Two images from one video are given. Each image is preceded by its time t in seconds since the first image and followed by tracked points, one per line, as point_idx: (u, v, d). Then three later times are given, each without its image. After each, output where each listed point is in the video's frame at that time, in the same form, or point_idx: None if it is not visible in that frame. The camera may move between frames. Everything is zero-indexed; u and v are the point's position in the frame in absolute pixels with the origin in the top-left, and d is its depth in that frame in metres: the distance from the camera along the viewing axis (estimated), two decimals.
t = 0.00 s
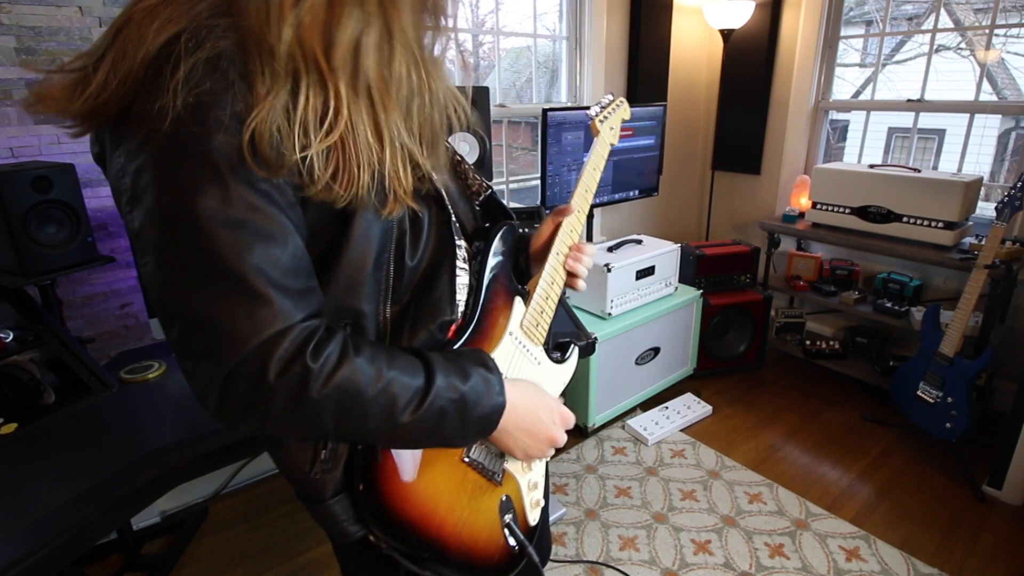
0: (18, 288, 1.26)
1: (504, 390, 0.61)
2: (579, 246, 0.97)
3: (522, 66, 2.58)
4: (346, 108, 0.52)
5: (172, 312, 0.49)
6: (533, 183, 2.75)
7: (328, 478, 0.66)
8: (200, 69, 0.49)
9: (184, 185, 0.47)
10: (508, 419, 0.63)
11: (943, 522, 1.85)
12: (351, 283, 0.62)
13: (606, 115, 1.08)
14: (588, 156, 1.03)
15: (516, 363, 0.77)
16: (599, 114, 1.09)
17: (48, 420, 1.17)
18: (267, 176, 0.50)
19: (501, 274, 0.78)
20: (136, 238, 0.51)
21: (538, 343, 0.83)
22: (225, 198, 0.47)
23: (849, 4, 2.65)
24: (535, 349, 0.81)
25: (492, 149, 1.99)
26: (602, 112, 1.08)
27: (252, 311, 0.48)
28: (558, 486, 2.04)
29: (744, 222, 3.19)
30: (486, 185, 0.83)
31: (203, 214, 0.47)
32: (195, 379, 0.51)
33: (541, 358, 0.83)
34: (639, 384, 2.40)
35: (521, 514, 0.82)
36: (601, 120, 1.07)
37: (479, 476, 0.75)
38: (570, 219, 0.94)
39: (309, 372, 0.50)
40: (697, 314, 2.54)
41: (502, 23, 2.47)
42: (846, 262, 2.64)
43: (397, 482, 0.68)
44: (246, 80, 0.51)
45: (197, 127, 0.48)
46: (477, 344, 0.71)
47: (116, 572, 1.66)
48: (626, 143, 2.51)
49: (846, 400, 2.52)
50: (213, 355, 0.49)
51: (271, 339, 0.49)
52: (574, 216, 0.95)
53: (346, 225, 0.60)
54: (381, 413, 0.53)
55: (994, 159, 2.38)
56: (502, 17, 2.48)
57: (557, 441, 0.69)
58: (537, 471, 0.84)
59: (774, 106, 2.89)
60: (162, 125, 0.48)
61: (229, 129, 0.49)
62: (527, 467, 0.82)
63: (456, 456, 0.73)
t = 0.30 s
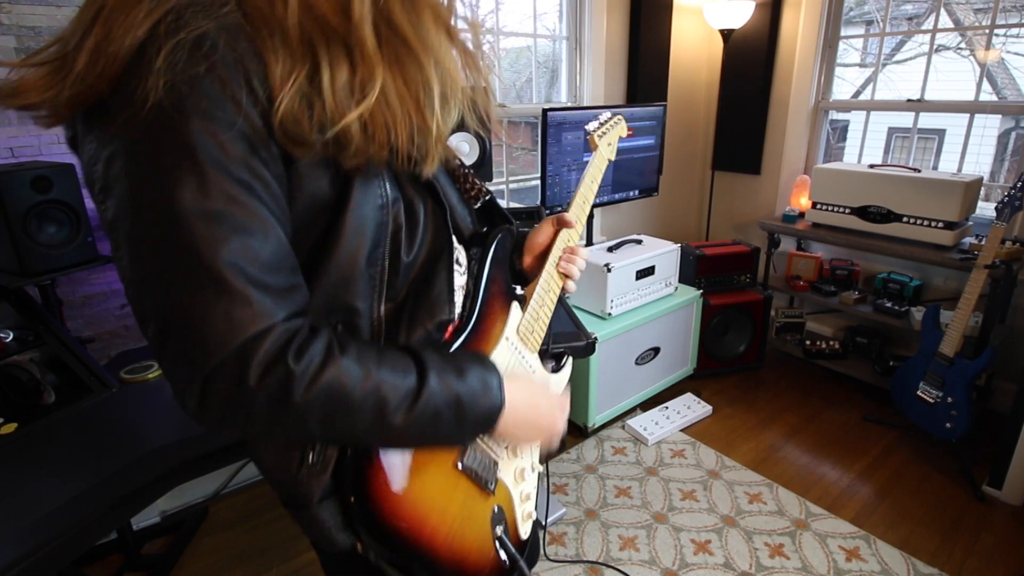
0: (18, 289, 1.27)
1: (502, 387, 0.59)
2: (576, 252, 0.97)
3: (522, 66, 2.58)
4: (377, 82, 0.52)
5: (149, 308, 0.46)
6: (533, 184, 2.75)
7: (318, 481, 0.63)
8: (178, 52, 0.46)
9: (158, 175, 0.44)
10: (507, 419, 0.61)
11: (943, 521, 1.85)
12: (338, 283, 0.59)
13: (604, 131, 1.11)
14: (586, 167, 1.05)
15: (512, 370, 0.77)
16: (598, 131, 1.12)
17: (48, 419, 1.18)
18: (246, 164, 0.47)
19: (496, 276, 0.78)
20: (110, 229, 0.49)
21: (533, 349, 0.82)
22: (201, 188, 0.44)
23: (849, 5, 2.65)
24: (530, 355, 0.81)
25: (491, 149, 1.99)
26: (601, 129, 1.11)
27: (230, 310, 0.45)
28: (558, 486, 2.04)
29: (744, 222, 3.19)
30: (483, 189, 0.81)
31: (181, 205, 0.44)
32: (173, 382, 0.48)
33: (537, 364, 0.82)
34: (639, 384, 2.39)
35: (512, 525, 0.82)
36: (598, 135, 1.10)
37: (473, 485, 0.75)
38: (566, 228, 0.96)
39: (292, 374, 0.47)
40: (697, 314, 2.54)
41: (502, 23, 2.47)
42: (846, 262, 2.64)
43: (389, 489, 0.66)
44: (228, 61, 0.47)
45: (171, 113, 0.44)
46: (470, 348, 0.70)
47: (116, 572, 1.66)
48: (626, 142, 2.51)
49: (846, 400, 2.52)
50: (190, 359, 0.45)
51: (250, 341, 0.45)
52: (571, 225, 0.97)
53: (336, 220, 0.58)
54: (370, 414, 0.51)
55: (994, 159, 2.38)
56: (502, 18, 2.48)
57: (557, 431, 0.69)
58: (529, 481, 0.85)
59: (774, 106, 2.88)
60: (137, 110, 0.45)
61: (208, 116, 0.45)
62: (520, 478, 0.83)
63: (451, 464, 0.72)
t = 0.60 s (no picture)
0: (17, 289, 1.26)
1: (492, 397, 0.52)
2: (552, 260, 0.91)
3: (522, 66, 2.58)
4: (350, 90, 0.49)
5: (55, 332, 0.39)
6: (533, 184, 2.75)
7: (278, 551, 0.54)
8: (100, 23, 0.39)
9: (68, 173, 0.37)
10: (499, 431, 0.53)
11: (943, 521, 1.85)
12: (297, 303, 0.52)
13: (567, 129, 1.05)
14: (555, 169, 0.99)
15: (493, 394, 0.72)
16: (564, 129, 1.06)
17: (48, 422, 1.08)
18: (181, 158, 0.40)
19: (471, 293, 0.74)
20: None
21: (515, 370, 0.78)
22: (121, 186, 0.37)
23: (849, 4, 2.64)
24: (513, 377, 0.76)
25: (492, 149, 1.99)
26: (568, 127, 1.05)
27: (150, 336, 0.38)
28: (558, 486, 2.05)
29: (744, 222, 3.19)
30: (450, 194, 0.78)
31: (96, 206, 0.36)
32: (78, 421, 0.41)
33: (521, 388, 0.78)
34: (639, 384, 2.39)
35: (506, 570, 0.72)
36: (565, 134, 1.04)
37: (461, 534, 0.65)
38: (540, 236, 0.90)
39: (229, 411, 0.40)
40: (697, 314, 2.54)
41: (502, 23, 2.48)
42: (846, 262, 2.64)
43: (361, 547, 0.60)
44: (169, 46, 0.41)
45: (88, 101, 0.37)
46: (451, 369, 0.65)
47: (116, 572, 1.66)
48: (626, 142, 2.52)
49: (846, 400, 2.52)
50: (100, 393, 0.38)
51: (175, 375, 0.39)
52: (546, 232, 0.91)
53: (291, 227, 0.52)
54: (333, 450, 0.44)
55: (994, 159, 2.38)
56: (502, 18, 2.48)
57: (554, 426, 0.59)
58: (523, 521, 0.74)
59: (774, 106, 2.88)
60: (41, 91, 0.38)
61: (139, 105, 0.38)
62: (514, 518, 0.72)
63: (435, 513, 0.63)
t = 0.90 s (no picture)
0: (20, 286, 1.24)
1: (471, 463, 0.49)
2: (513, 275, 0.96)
3: (522, 66, 2.58)
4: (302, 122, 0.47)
5: None
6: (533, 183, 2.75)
7: None
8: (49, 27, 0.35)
9: None
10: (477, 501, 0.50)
11: (943, 521, 1.85)
12: (254, 343, 0.49)
13: (523, 138, 1.09)
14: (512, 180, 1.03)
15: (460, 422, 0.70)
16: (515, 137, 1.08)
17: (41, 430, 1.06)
18: (137, 177, 0.35)
19: (435, 318, 0.74)
20: None
21: (480, 398, 0.77)
22: (65, 210, 0.32)
23: (849, 4, 2.64)
24: (478, 406, 0.75)
25: (492, 148, 1.99)
26: (519, 134, 1.07)
27: (109, 403, 0.33)
28: (558, 486, 2.05)
29: (744, 222, 3.19)
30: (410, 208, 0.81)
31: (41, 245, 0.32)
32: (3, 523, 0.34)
33: (485, 416, 0.76)
34: (639, 384, 2.39)
35: None
36: (517, 140, 1.07)
37: None
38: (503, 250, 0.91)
39: (206, 488, 0.35)
40: (697, 314, 2.54)
41: (502, 23, 2.48)
42: (846, 262, 2.64)
43: None
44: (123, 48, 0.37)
45: (30, 133, 0.32)
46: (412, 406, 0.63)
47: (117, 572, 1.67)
48: (627, 142, 2.52)
49: (846, 400, 2.53)
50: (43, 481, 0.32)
51: (143, 446, 0.34)
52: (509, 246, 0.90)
53: (252, 257, 0.50)
54: (320, 532, 0.39)
55: (994, 159, 2.39)
56: (502, 17, 2.48)
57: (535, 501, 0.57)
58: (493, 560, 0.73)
59: (774, 106, 2.88)
60: None
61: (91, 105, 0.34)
62: (485, 558, 0.71)
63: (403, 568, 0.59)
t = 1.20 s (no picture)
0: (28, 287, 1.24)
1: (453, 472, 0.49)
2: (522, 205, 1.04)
3: (522, 66, 2.58)
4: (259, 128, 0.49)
5: None
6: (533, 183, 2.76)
7: None
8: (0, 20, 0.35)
9: None
10: (457, 512, 0.51)
11: (943, 521, 1.85)
12: (224, 343, 0.49)
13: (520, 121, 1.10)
14: (512, 164, 1.04)
15: (447, 419, 0.72)
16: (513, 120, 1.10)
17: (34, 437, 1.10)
18: (81, 175, 0.35)
19: (422, 318, 0.72)
20: None
21: (467, 395, 0.78)
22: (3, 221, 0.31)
23: (849, 4, 2.64)
24: (465, 403, 0.76)
25: (492, 149, 1.99)
26: (518, 116, 1.10)
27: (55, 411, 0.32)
28: (558, 486, 2.05)
29: (744, 222, 3.20)
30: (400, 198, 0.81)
31: None
32: None
33: (472, 412, 0.77)
34: (639, 384, 2.40)
35: None
36: (516, 124, 1.09)
37: None
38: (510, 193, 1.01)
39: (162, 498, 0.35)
40: (697, 314, 2.54)
41: (502, 23, 2.48)
42: (846, 262, 2.64)
43: None
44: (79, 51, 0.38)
45: None
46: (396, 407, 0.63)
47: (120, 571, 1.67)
48: (627, 142, 2.52)
49: (846, 400, 2.52)
50: None
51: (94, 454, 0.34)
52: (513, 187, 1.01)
53: (222, 252, 0.49)
54: (290, 541, 0.40)
55: (994, 159, 2.38)
56: (502, 17, 2.48)
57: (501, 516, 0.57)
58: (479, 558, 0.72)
59: (774, 106, 2.88)
60: None
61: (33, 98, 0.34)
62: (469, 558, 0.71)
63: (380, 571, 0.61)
